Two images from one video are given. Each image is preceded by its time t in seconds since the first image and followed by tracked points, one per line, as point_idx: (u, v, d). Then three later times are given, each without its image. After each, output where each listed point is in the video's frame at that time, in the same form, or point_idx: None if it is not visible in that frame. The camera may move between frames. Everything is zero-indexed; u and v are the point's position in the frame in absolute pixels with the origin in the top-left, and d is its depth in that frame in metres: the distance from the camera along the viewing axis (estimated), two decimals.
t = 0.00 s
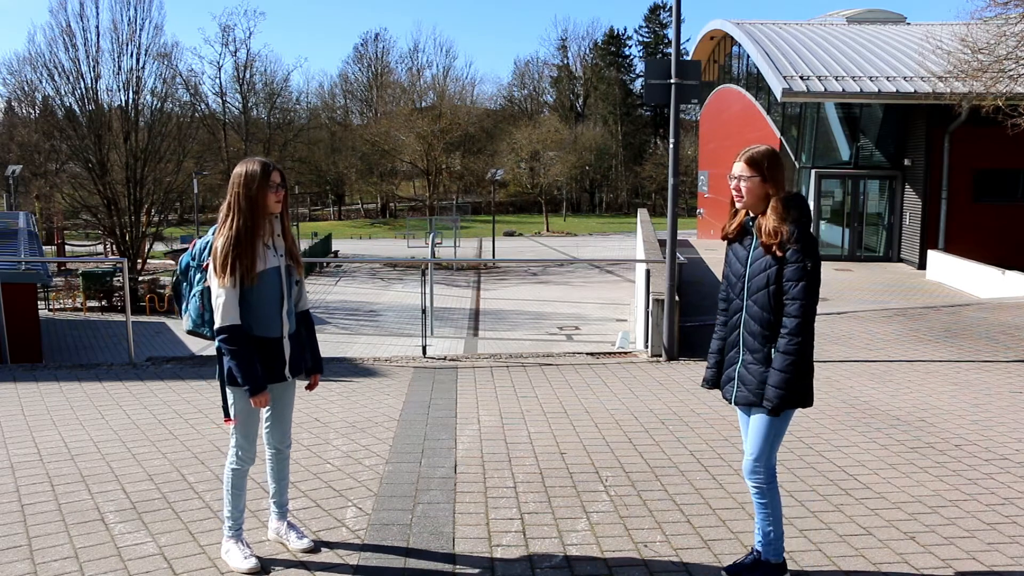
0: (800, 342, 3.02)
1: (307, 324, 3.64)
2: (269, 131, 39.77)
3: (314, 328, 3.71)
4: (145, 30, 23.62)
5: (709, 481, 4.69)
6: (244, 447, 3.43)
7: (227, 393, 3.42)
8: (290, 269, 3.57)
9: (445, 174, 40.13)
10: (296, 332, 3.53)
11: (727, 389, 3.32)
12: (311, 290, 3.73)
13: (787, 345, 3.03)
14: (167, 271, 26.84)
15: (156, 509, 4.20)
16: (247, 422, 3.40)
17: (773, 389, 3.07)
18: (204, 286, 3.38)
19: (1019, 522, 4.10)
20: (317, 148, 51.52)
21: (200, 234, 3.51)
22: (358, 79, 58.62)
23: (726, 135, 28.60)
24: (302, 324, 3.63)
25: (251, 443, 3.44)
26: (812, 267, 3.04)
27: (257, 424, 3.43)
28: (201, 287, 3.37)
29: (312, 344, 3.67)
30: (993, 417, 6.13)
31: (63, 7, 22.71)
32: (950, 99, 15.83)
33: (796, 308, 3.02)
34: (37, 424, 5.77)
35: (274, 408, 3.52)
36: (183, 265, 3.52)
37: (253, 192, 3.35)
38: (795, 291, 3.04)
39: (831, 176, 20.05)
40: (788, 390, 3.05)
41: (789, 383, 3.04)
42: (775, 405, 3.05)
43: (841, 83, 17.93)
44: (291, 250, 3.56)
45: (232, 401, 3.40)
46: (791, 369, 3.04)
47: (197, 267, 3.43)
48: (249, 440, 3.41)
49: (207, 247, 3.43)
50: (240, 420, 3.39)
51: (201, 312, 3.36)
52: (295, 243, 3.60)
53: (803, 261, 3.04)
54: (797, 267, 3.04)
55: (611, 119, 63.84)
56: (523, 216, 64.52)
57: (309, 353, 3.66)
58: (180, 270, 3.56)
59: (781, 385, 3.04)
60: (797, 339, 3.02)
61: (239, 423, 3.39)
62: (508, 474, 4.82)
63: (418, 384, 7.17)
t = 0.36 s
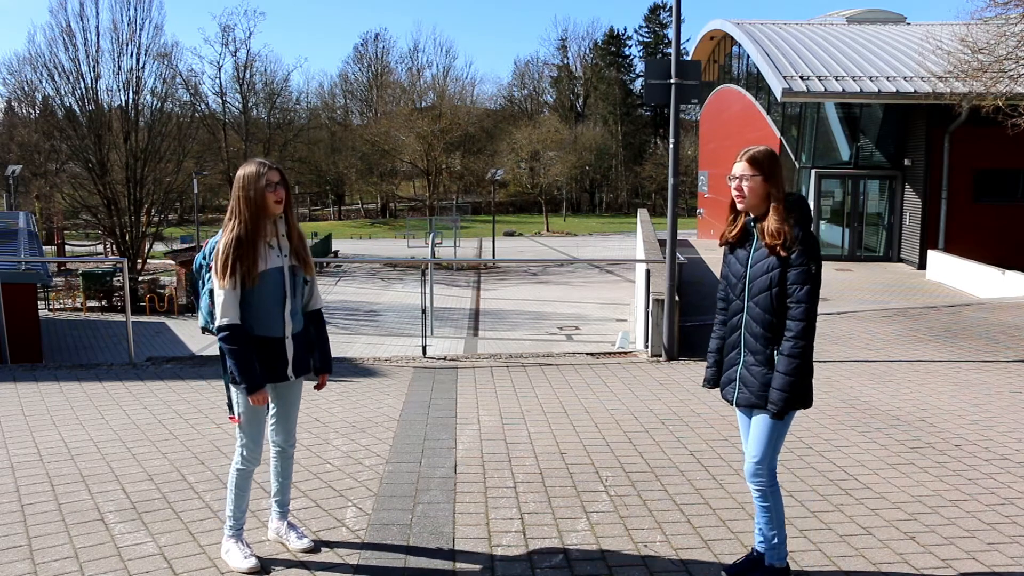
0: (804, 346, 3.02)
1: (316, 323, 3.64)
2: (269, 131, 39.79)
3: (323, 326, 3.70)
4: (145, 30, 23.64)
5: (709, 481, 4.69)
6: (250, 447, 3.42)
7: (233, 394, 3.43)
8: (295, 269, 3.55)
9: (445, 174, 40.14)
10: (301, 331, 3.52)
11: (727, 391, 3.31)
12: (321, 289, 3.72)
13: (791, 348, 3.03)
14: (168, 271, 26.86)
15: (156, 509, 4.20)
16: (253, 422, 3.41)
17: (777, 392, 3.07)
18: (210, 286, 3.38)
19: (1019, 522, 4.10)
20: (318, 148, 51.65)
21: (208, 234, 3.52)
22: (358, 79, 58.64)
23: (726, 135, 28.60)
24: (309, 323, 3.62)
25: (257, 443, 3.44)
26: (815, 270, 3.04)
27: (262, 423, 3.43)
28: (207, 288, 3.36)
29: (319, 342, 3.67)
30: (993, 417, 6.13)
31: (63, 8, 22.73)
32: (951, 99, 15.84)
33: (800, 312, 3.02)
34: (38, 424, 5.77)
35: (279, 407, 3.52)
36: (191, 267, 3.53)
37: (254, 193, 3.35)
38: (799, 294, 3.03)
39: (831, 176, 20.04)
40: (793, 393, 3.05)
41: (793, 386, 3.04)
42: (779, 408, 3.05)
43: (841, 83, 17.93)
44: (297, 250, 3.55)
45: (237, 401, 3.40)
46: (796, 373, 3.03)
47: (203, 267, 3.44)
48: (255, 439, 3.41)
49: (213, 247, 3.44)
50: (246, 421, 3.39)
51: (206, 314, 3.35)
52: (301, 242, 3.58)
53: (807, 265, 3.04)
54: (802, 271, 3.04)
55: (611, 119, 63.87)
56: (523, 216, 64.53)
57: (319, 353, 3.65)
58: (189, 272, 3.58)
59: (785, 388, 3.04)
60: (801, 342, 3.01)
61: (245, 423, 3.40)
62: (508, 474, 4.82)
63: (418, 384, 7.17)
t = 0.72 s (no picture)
0: (814, 350, 3.01)
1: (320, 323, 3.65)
2: (269, 131, 39.79)
3: (325, 324, 3.70)
4: (145, 30, 23.64)
5: (709, 481, 4.69)
6: (248, 449, 3.41)
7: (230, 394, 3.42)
8: (294, 270, 3.54)
9: (445, 174, 40.13)
10: (299, 331, 3.51)
11: (734, 394, 3.31)
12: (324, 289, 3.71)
13: (800, 352, 3.03)
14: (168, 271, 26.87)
15: (156, 509, 4.20)
16: (251, 424, 3.40)
17: (788, 396, 3.06)
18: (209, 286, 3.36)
19: (1019, 522, 4.10)
20: (318, 148, 51.68)
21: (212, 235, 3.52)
22: (358, 79, 58.66)
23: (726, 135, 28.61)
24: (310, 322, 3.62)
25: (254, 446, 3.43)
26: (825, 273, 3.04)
27: (261, 423, 3.42)
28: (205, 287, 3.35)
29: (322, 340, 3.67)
30: (993, 417, 6.13)
31: (63, 8, 22.75)
32: (951, 99, 15.83)
33: (810, 315, 3.02)
34: (38, 424, 5.77)
35: (279, 409, 3.51)
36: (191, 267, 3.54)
37: (252, 191, 3.35)
38: (808, 297, 3.03)
39: (831, 176, 20.04)
40: (803, 397, 3.05)
41: (802, 390, 3.04)
42: (790, 413, 3.05)
43: (841, 83, 17.93)
44: (296, 251, 3.53)
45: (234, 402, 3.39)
46: (805, 377, 3.03)
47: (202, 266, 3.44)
48: (252, 441, 3.40)
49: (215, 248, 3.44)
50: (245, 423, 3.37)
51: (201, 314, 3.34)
52: (301, 243, 3.56)
53: (816, 267, 3.04)
54: (812, 273, 3.04)
55: (611, 119, 63.89)
56: (523, 216, 64.53)
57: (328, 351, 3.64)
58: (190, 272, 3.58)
59: (795, 393, 3.04)
60: (811, 346, 3.01)
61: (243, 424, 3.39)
62: (508, 474, 4.82)
63: (418, 384, 7.17)
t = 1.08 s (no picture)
0: (824, 354, 3.02)
1: (310, 322, 3.67)
2: (269, 131, 39.78)
3: (316, 323, 3.72)
4: (145, 30, 23.63)
5: (709, 481, 4.69)
6: (238, 452, 3.41)
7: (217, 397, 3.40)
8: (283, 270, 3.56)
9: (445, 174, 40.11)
10: (290, 332, 3.53)
11: (742, 398, 3.32)
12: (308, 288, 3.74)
13: (810, 357, 3.03)
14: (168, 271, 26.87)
15: (156, 509, 4.20)
16: (242, 427, 3.39)
17: (796, 402, 3.07)
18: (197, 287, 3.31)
19: (1019, 522, 4.10)
20: (318, 148, 51.67)
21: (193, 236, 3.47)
22: (358, 79, 58.68)
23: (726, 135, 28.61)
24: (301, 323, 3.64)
25: (245, 448, 3.43)
26: (837, 275, 3.03)
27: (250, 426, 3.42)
28: (193, 289, 3.30)
29: (318, 338, 3.69)
30: (993, 417, 6.13)
31: (62, 8, 22.73)
32: (951, 99, 15.83)
33: (820, 319, 3.02)
34: (38, 424, 5.77)
35: (269, 412, 3.52)
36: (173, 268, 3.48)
37: (246, 192, 3.35)
38: (819, 300, 3.03)
39: (831, 176, 20.11)
40: (812, 403, 3.05)
41: (811, 396, 3.04)
42: (797, 418, 3.06)
43: (841, 83, 17.93)
44: (285, 251, 3.56)
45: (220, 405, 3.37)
46: (814, 382, 3.04)
47: (187, 267, 3.40)
48: (242, 444, 3.40)
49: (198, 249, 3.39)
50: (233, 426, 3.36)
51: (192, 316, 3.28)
52: (289, 243, 3.58)
53: (828, 269, 3.04)
54: (823, 275, 3.03)
55: (611, 119, 63.89)
56: (523, 216, 64.53)
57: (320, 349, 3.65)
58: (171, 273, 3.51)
59: (804, 399, 3.05)
60: (821, 351, 3.02)
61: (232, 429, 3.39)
62: (508, 474, 4.82)
63: (418, 384, 7.17)
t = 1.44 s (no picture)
0: (828, 359, 3.01)
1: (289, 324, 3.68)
2: (269, 131, 39.80)
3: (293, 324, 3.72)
4: (145, 30, 23.62)
5: (709, 482, 4.69)
6: (228, 455, 3.40)
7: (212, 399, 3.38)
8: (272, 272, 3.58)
9: (445, 174, 40.09)
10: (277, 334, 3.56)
11: (747, 401, 3.33)
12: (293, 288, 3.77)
13: (815, 361, 3.03)
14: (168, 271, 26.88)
15: (157, 509, 4.20)
16: (233, 430, 3.39)
17: (800, 407, 3.06)
18: (184, 289, 3.31)
19: (1019, 522, 4.10)
20: (318, 148, 51.67)
21: (179, 236, 3.45)
22: (358, 79, 58.67)
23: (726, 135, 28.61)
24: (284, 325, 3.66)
25: (237, 450, 3.42)
26: (844, 278, 3.02)
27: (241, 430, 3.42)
28: (179, 292, 3.30)
29: (295, 341, 3.71)
30: (993, 417, 6.13)
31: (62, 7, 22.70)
32: (951, 99, 15.83)
33: (825, 323, 3.01)
34: (38, 424, 5.77)
35: (261, 415, 3.52)
36: (156, 271, 3.45)
37: (242, 194, 3.35)
38: (825, 304, 3.02)
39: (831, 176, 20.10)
40: (815, 408, 3.04)
41: (814, 401, 3.04)
42: (801, 424, 3.05)
43: (841, 83, 17.93)
44: (273, 253, 3.58)
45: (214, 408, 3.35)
46: (818, 388, 3.03)
47: (173, 270, 3.39)
48: (232, 446, 3.39)
49: (185, 250, 3.37)
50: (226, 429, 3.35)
51: (178, 318, 3.29)
52: (277, 245, 3.61)
53: (833, 272, 3.02)
54: (828, 278, 3.02)
55: (610, 119, 63.90)
56: (523, 216, 64.53)
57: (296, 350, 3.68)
58: (151, 276, 3.49)
59: (808, 404, 3.04)
60: (825, 355, 3.01)
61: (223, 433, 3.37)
62: (508, 474, 4.82)
63: (418, 384, 7.17)
